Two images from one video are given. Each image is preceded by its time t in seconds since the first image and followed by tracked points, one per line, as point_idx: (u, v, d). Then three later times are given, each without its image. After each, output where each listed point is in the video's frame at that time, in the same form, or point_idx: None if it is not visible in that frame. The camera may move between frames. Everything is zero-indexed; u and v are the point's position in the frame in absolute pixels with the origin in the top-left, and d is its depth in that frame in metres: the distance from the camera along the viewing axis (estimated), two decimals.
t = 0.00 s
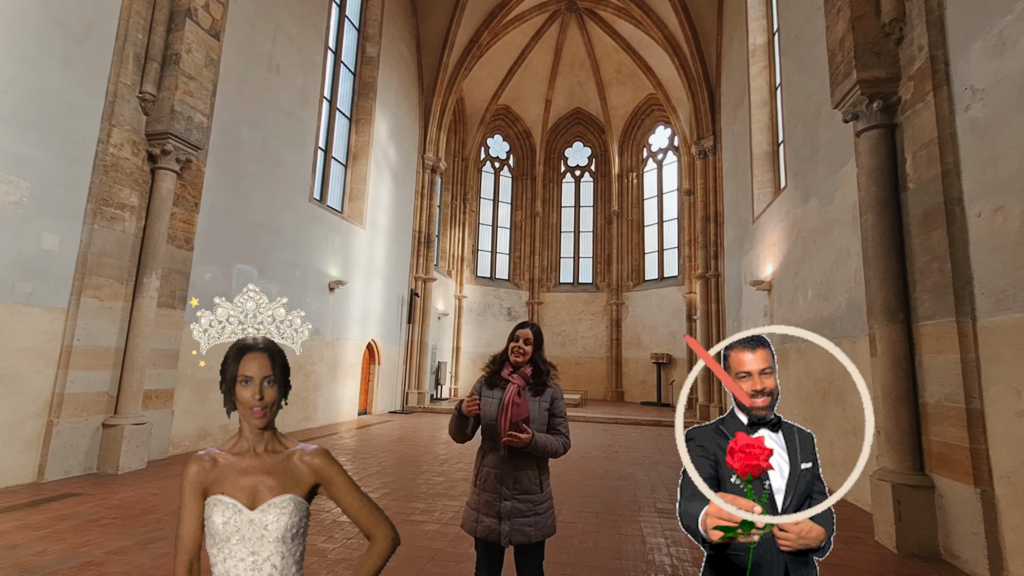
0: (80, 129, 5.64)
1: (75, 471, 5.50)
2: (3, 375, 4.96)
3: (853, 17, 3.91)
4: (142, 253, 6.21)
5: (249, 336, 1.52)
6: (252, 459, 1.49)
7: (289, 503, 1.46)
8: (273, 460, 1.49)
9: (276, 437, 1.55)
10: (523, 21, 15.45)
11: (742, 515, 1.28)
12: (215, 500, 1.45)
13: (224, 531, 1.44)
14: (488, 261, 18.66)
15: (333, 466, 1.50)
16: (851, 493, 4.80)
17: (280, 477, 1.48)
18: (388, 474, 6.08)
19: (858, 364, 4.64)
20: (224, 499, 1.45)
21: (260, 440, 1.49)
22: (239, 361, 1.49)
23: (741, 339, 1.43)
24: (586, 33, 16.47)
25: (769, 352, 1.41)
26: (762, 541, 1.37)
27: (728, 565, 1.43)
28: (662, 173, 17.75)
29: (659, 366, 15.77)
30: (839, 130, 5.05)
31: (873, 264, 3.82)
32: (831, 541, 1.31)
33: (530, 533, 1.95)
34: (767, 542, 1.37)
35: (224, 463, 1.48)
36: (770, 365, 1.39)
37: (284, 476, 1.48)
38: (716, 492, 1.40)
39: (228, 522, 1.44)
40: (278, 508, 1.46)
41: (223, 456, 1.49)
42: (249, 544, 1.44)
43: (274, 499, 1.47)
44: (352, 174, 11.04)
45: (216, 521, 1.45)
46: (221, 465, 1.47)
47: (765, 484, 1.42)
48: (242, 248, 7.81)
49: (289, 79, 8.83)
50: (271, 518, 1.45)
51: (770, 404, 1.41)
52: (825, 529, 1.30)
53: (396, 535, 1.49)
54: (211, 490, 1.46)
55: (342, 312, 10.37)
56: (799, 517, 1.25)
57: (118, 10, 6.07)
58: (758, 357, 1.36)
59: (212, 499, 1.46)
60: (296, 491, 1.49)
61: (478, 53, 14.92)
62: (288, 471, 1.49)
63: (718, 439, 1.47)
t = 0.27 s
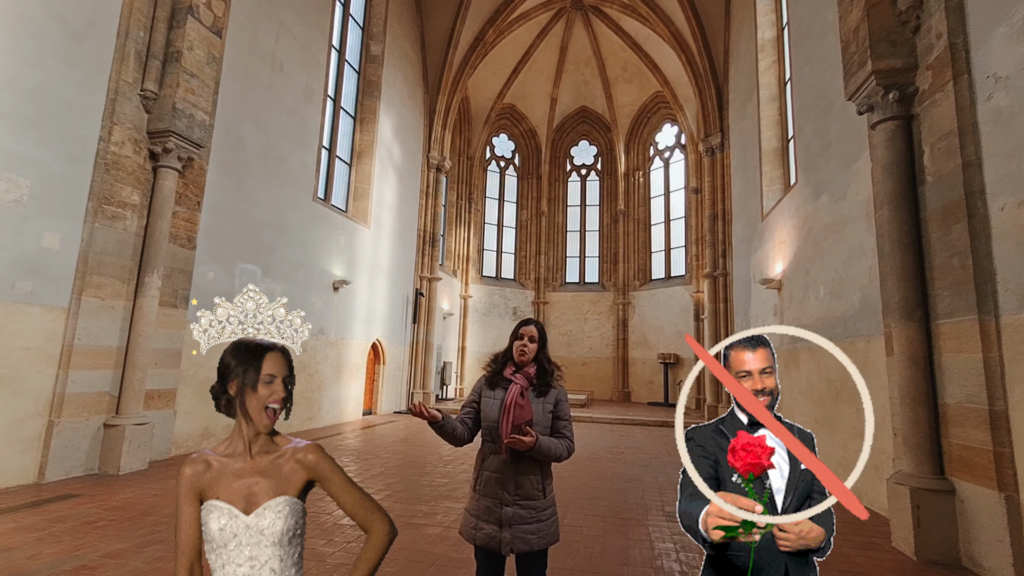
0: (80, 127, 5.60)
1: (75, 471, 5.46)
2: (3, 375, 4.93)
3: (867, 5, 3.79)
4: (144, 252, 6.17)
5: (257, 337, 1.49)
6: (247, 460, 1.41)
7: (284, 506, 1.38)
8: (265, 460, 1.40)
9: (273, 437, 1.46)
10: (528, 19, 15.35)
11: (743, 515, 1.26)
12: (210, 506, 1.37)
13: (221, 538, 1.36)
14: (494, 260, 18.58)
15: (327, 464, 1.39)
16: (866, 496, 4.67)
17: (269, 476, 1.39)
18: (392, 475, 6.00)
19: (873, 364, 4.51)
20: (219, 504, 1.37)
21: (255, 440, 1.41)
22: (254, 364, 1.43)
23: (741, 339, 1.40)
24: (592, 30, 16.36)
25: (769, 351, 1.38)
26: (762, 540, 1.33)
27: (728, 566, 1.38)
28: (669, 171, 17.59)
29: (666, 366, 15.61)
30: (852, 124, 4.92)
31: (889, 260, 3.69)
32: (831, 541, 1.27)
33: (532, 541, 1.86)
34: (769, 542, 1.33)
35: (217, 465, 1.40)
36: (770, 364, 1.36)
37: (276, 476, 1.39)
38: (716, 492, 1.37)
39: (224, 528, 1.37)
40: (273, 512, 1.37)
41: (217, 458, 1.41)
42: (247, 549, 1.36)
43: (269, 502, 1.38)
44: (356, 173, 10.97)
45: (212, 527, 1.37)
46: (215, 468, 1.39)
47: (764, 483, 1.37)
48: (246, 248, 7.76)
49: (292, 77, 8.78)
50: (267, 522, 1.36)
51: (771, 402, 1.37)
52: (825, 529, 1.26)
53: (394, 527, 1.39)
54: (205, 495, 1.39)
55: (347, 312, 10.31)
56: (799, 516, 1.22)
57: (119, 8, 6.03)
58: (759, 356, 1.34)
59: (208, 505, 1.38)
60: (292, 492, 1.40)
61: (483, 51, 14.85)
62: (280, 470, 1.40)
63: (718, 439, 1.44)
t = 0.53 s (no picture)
0: (80, 126, 5.58)
1: (76, 471, 5.44)
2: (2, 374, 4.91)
3: None
4: (144, 251, 6.14)
5: (257, 367, 1.48)
6: (237, 491, 1.40)
7: (277, 535, 1.38)
8: (256, 490, 1.39)
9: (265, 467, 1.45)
10: (532, 17, 15.28)
11: (744, 515, 1.21)
12: (202, 541, 1.36)
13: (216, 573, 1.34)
14: (498, 260, 18.54)
15: (319, 491, 1.41)
16: (875, 499, 4.57)
17: (258, 507, 1.38)
18: (393, 476, 5.95)
19: (883, 364, 4.41)
20: (211, 539, 1.36)
21: (246, 470, 1.40)
22: (261, 397, 1.44)
23: (741, 339, 1.33)
24: (596, 28, 16.28)
25: (769, 351, 1.32)
26: (763, 540, 1.26)
27: (727, 567, 1.31)
28: (673, 170, 17.47)
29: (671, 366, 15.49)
30: (861, 119, 4.82)
31: (900, 257, 3.60)
32: (832, 541, 1.21)
33: (530, 546, 1.79)
34: (768, 544, 1.26)
35: (208, 496, 1.39)
36: (770, 364, 1.29)
37: (265, 505, 1.39)
38: (716, 492, 1.31)
39: (217, 563, 1.35)
40: (265, 543, 1.37)
41: (207, 488, 1.39)
42: None
43: (261, 533, 1.38)
44: (359, 173, 10.93)
45: (204, 563, 1.35)
46: (205, 498, 1.38)
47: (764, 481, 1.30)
48: (247, 247, 7.73)
49: (294, 76, 8.74)
50: (261, 553, 1.36)
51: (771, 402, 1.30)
52: (826, 529, 1.20)
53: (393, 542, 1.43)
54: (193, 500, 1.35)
55: (350, 311, 10.28)
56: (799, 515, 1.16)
57: (120, 6, 6.01)
58: (759, 356, 1.27)
59: (200, 541, 1.36)
60: (283, 520, 1.40)
61: (486, 50, 14.80)
62: (271, 498, 1.40)
63: (718, 438, 1.37)
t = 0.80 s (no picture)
0: (85, 127, 5.60)
1: (80, 470, 5.46)
2: (7, 374, 4.93)
3: None
4: (148, 251, 6.15)
5: (256, 356, 1.40)
6: (246, 479, 1.36)
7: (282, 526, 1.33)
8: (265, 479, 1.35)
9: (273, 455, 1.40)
10: (538, 16, 15.22)
11: (744, 515, 1.13)
12: (209, 529, 1.32)
13: (221, 563, 1.30)
14: (505, 259, 18.52)
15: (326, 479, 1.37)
16: (886, 502, 4.46)
17: (271, 496, 1.35)
18: (397, 476, 5.92)
19: (894, 364, 4.30)
20: (217, 527, 1.32)
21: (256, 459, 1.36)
22: (254, 386, 1.35)
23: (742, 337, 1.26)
24: (602, 27, 16.18)
25: (770, 350, 1.25)
26: (762, 539, 1.21)
27: (727, 566, 1.25)
28: (681, 168, 17.32)
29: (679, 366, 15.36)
30: (871, 114, 4.72)
31: (912, 254, 3.49)
32: (832, 542, 1.16)
33: (522, 551, 1.74)
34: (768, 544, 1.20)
35: (215, 484, 1.34)
36: (771, 364, 1.23)
37: (275, 495, 1.35)
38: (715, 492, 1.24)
39: (222, 551, 1.31)
40: (271, 533, 1.33)
41: (215, 477, 1.35)
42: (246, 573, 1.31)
43: (268, 522, 1.34)
44: (365, 172, 10.93)
45: (210, 550, 1.31)
46: (215, 485, 1.34)
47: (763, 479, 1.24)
48: (253, 246, 7.73)
49: (299, 76, 8.74)
50: (267, 543, 1.32)
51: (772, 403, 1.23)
52: (825, 529, 1.15)
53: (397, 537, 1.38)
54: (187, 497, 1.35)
55: (355, 311, 10.28)
56: (799, 516, 1.10)
57: (124, 7, 6.03)
58: (759, 356, 1.21)
59: (206, 528, 1.32)
60: (290, 510, 1.36)
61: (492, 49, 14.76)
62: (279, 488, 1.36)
63: (718, 439, 1.31)
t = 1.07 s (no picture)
0: (103, 130, 5.70)
1: (99, 467, 5.56)
2: (28, 372, 5.03)
3: None
4: (165, 252, 6.24)
5: (268, 348, 1.47)
6: (269, 459, 1.43)
7: (296, 506, 1.39)
8: (287, 462, 1.43)
9: (297, 442, 1.48)
10: (552, 15, 15.14)
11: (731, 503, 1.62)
12: (227, 499, 1.39)
13: (230, 533, 1.37)
14: (519, 260, 18.49)
15: (348, 466, 1.44)
16: (909, 509, 4.31)
17: (293, 479, 1.42)
18: (408, 475, 5.91)
19: (917, 365, 4.15)
20: (235, 499, 1.39)
21: (281, 442, 1.44)
22: (266, 375, 1.43)
23: (759, 356, 1.62)
24: (617, 24, 16.04)
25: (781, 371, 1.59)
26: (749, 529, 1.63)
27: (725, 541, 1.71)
28: (698, 166, 17.07)
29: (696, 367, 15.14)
30: (893, 106, 4.56)
31: (935, 251, 3.36)
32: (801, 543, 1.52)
33: (521, 553, 1.72)
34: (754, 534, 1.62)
35: (241, 461, 1.43)
36: (780, 380, 1.57)
37: (296, 477, 1.42)
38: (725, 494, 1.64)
39: (235, 523, 1.38)
40: (284, 511, 1.38)
41: (241, 454, 1.44)
42: (255, 547, 1.37)
43: (283, 502, 1.40)
44: (379, 173, 10.98)
45: (224, 521, 1.39)
46: (239, 464, 1.43)
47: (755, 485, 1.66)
48: (268, 247, 7.81)
49: (314, 78, 8.80)
50: (279, 521, 1.38)
51: (777, 414, 1.60)
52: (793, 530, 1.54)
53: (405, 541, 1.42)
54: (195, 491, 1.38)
55: (369, 311, 10.33)
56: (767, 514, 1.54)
57: (141, 13, 6.12)
58: (769, 370, 1.57)
59: (225, 498, 1.40)
60: (306, 495, 1.42)
61: (506, 49, 14.72)
62: (301, 471, 1.42)
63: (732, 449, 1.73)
